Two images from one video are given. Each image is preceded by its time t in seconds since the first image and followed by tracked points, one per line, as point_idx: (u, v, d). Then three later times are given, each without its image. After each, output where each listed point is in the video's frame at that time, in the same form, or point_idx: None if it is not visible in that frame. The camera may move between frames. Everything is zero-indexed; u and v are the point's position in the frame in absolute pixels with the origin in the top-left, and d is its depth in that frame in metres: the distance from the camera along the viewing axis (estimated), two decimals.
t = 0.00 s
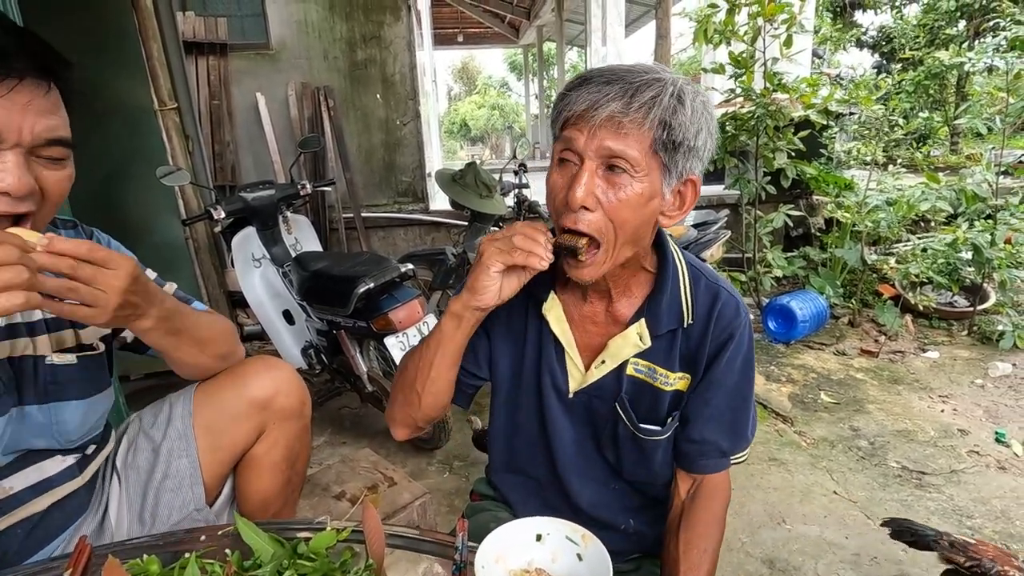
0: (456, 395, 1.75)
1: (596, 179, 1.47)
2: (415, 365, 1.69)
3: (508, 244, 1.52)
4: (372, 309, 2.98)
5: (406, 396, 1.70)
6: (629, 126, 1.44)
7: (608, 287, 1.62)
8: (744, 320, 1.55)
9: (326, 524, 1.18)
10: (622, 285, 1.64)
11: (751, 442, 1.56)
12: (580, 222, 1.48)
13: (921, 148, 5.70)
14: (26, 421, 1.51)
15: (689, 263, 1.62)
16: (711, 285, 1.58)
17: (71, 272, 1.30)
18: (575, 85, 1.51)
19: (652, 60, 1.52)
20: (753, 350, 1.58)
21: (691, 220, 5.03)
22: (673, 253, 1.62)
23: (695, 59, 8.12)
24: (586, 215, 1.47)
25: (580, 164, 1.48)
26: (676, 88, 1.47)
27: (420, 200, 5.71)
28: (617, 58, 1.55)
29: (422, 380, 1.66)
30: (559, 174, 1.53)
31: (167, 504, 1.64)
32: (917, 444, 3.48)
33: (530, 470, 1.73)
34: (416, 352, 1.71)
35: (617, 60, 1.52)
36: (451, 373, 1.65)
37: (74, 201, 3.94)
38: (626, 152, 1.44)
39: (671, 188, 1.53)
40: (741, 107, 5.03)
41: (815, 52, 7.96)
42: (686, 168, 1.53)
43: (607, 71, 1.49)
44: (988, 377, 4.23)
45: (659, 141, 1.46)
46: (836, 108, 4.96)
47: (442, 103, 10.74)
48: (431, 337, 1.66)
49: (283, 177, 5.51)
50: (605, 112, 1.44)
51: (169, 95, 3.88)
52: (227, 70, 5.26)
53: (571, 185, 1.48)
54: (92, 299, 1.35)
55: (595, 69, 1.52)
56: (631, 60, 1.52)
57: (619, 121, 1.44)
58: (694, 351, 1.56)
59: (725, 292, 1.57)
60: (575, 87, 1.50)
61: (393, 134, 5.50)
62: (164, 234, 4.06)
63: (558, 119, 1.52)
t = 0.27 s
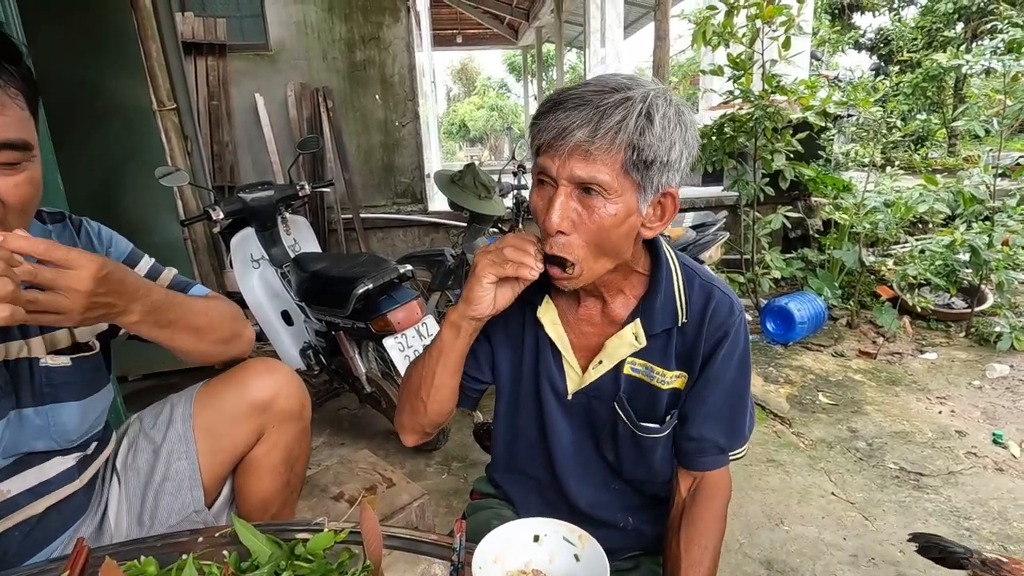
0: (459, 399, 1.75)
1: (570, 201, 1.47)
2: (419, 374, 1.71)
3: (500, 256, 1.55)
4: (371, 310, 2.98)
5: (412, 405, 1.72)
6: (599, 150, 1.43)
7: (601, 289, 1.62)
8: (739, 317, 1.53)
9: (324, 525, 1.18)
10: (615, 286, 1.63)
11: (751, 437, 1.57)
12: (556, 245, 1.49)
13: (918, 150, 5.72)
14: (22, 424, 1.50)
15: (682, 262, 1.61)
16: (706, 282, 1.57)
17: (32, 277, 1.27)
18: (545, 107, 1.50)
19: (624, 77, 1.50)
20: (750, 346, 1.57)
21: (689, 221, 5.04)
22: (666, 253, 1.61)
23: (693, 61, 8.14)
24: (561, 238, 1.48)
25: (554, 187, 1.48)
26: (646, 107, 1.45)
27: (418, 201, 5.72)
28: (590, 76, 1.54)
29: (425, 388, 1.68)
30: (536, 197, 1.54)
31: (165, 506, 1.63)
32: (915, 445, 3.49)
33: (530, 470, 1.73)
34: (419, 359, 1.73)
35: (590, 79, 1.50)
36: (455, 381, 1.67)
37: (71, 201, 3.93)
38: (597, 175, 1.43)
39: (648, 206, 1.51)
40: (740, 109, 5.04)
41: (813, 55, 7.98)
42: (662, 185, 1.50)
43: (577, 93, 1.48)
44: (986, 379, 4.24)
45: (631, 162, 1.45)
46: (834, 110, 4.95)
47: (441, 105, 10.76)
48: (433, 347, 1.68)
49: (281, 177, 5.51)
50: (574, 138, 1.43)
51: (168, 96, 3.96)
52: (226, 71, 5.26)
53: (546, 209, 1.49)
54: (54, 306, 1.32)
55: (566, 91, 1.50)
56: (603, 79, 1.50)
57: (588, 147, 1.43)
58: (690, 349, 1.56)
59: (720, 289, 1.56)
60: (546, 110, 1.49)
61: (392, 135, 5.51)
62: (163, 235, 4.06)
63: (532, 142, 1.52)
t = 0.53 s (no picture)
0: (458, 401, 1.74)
1: (556, 218, 1.48)
2: (417, 382, 1.72)
3: (490, 263, 1.54)
4: (371, 311, 2.98)
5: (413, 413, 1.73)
6: (582, 169, 1.43)
7: (591, 289, 1.62)
8: (728, 312, 1.55)
9: (323, 527, 1.17)
10: (604, 285, 1.63)
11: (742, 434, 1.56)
12: (544, 261, 1.52)
13: (916, 151, 5.74)
14: (17, 437, 1.45)
15: (671, 260, 1.63)
16: (695, 279, 1.58)
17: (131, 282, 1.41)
18: (530, 122, 1.49)
19: (608, 88, 1.48)
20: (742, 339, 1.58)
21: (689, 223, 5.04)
22: (655, 251, 1.62)
23: (692, 62, 8.16)
24: (548, 254, 1.50)
25: (539, 203, 1.50)
26: (629, 122, 1.44)
27: (417, 202, 5.72)
28: (574, 85, 1.51)
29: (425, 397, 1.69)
30: (523, 211, 1.55)
31: (164, 512, 1.64)
32: (914, 446, 3.50)
33: (529, 470, 1.73)
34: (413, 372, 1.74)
35: (573, 91, 1.48)
36: (452, 386, 1.68)
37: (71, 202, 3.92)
38: (581, 194, 1.44)
39: (632, 216, 1.52)
40: (739, 110, 5.05)
41: (811, 56, 8.01)
42: (646, 196, 1.51)
43: (560, 108, 1.46)
44: (984, 380, 4.25)
45: (614, 179, 1.45)
46: (833, 112, 4.96)
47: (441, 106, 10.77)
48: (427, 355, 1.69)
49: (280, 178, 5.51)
50: (557, 158, 1.44)
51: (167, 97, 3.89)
52: (225, 72, 5.26)
53: (532, 226, 1.50)
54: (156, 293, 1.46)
55: (550, 103, 1.49)
56: (587, 90, 1.48)
57: (570, 168, 1.44)
58: (681, 345, 1.56)
59: (709, 286, 1.57)
60: (530, 125, 1.49)
61: (391, 136, 5.51)
62: (163, 236, 4.07)
63: (518, 157, 1.52)
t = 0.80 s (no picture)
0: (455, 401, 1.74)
1: (543, 222, 1.49)
2: (411, 382, 1.72)
3: (481, 261, 1.57)
4: (369, 311, 2.98)
5: (409, 415, 1.73)
6: (566, 173, 1.44)
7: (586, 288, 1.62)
8: (724, 302, 1.57)
9: (322, 527, 1.17)
10: (599, 283, 1.63)
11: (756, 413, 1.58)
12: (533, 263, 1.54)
13: (915, 152, 5.74)
14: (21, 441, 1.44)
15: (665, 254, 1.65)
16: (690, 273, 1.61)
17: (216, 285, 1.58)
18: (515, 127, 1.51)
19: (593, 92, 1.48)
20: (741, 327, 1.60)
21: (687, 223, 5.05)
22: (649, 247, 1.64)
23: (691, 63, 8.16)
24: (537, 256, 1.52)
25: (526, 207, 1.52)
26: (612, 128, 1.45)
27: (416, 202, 5.73)
28: (560, 89, 1.51)
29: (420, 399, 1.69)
30: (512, 214, 1.56)
31: (160, 517, 1.63)
32: (912, 447, 3.50)
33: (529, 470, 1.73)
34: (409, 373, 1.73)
35: (558, 96, 1.49)
36: (447, 384, 1.69)
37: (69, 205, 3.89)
38: (566, 198, 1.45)
39: (620, 217, 1.53)
40: (738, 111, 5.06)
41: (811, 57, 8.01)
42: (632, 197, 1.51)
43: (544, 113, 1.47)
44: (982, 381, 4.25)
45: (598, 182, 1.46)
46: (831, 112, 4.97)
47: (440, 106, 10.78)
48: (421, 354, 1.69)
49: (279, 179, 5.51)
50: (540, 164, 1.45)
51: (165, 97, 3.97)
52: (224, 72, 5.26)
53: (520, 229, 1.52)
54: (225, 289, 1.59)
55: (536, 108, 1.50)
56: (571, 95, 1.48)
57: (553, 173, 1.44)
58: (680, 338, 1.58)
59: (704, 278, 1.60)
60: (515, 130, 1.50)
61: (390, 136, 5.51)
62: (163, 237, 4.05)
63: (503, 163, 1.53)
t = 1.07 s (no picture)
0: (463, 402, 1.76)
1: (554, 221, 1.49)
2: (421, 385, 1.71)
3: (489, 268, 1.50)
4: (369, 311, 2.98)
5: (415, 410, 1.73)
6: (578, 173, 1.44)
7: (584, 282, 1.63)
8: (710, 282, 1.61)
9: (322, 527, 1.17)
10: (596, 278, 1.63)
11: (754, 384, 1.58)
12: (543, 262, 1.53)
13: (914, 153, 5.75)
14: (18, 442, 1.45)
15: (654, 241, 1.68)
16: (678, 257, 1.65)
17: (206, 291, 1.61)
18: (522, 129, 1.50)
19: (598, 93, 1.49)
20: (730, 305, 1.63)
21: (687, 223, 5.05)
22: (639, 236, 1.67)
23: (690, 63, 8.17)
24: (547, 255, 1.51)
25: (536, 207, 1.50)
26: (620, 127, 1.46)
27: (416, 202, 5.73)
28: (563, 90, 1.52)
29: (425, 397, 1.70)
30: (520, 212, 1.55)
31: (158, 516, 1.62)
32: (912, 446, 3.50)
33: (530, 468, 1.72)
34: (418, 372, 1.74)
35: (564, 97, 1.49)
36: (457, 387, 1.69)
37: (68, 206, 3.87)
38: (579, 197, 1.45)
39: (626, 215, 1.54)
40: (737, 111, 5.06)
41: (810, 58, 8.02)
42: (640, 196, 1.53)
43: (552, 114, 1.47)
44: (981, 380, 4.25)
45: (608, 181, 1.46)
46: (830, 112, 4.98)
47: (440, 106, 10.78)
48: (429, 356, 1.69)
49: (278, 178, 5.51)
50: (552, 165, 1.44)
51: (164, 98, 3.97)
52: (223, 72, 5.26)
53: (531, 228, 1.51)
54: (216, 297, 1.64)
55: (541, 108, 1.50)
56: (577, 96, 1.48)
57: (566, 173, 1.44)
58: (669, 320, 1.60)
59: (691, 261, 1.64)
60: (522, 132, 1.49)
61: (390, 136, 5.51)
62: (160, 237, 4.04)
63: (512, 162, 1.52)
